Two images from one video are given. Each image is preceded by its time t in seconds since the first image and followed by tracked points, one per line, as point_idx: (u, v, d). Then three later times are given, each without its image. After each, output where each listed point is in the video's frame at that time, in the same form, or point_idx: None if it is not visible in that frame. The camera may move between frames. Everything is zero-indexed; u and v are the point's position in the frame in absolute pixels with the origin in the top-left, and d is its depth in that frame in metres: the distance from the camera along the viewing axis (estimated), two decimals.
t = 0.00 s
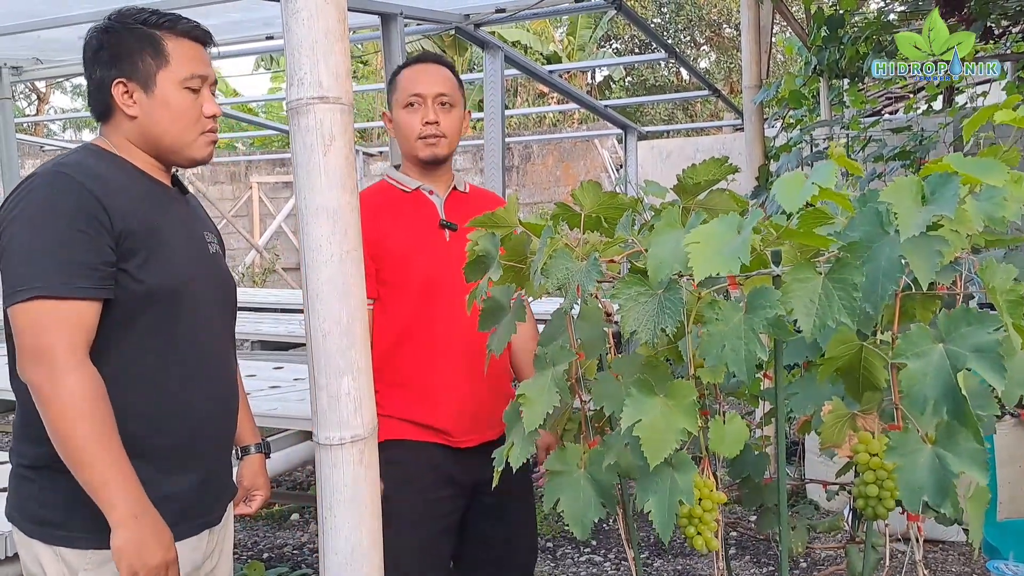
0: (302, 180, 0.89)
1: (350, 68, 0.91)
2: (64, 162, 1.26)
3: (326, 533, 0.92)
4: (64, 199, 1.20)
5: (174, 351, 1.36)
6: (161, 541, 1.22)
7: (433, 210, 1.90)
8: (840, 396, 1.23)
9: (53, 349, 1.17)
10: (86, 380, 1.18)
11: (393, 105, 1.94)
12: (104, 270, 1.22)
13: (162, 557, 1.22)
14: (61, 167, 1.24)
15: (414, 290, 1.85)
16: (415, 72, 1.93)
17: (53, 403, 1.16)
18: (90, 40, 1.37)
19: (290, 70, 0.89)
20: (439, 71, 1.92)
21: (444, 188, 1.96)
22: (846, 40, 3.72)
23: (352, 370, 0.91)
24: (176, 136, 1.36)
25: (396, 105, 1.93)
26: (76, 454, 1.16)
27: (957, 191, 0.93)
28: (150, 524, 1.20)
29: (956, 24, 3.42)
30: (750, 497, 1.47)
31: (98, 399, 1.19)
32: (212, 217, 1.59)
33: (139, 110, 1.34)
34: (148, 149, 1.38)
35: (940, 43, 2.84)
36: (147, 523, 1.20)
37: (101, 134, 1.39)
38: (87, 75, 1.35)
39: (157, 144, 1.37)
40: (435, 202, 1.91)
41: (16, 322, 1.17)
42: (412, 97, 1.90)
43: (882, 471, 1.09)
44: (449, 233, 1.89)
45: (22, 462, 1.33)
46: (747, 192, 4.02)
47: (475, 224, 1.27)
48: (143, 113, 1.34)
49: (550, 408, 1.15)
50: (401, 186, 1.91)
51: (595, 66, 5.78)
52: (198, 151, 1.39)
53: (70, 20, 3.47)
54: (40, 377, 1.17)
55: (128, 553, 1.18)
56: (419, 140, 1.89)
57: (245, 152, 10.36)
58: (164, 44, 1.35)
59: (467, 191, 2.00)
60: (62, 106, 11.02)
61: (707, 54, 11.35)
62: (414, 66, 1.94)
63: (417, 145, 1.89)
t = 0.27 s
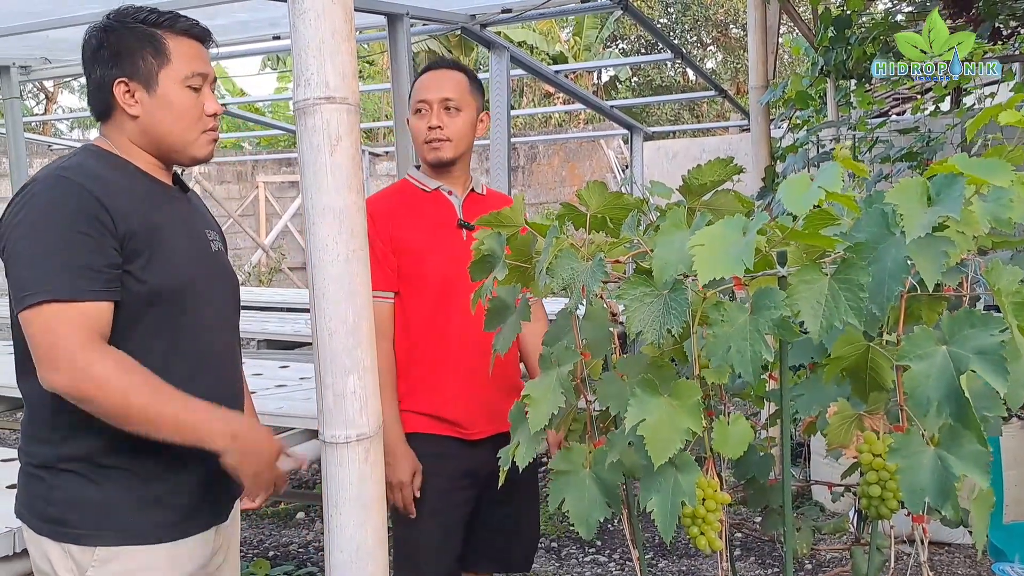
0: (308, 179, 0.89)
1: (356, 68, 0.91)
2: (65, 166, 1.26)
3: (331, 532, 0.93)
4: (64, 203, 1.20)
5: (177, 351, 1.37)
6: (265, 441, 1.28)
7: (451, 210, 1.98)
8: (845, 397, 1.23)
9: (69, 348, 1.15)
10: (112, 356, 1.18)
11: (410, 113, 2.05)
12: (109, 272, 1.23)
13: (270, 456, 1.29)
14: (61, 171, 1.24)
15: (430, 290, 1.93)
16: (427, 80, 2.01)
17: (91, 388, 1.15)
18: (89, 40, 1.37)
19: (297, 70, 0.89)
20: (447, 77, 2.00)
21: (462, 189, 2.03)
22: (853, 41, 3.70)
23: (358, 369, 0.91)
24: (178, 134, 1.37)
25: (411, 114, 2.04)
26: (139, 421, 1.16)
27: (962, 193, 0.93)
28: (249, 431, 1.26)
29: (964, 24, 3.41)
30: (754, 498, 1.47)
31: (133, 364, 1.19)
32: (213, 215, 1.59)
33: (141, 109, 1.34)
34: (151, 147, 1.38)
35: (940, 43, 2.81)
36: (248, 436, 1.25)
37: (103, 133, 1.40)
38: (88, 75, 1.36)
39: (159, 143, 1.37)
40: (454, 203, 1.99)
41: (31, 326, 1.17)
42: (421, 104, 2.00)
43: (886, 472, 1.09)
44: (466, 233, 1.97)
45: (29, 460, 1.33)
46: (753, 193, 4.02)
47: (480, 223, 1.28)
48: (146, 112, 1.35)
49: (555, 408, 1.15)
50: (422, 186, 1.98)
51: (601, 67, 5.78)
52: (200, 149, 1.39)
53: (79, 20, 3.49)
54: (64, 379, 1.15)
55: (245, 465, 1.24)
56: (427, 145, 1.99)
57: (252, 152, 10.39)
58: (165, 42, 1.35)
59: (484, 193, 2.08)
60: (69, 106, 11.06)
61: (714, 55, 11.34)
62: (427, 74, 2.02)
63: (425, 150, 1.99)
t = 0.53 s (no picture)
0: (313, 180, 0.90)
1: (361, 69, 0.92)
2: (73, 171, 1.26)
3: (337, 532, 0.93)
4: (82, 209, 1.21)
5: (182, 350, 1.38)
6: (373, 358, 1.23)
7: (458, 209, 1.99)
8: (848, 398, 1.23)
9: (129, 339, 1.16)
10: (177, 335, 1.18)
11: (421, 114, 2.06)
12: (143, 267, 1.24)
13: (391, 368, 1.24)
14: (71, 178, 1.24)
15: (433, 291, 1.94)
16: (438, 82, 2.02)
17: (170, 366, 1.16)
18: (102, 38, 1.33)
19: (302, 71, 0.90)
20: (459, 80, 2.01)
21: (471, 188, 2.04)
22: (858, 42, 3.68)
23: (362, 369, 0.92)
24: (198, 137, 1.39)
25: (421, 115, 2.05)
26: (234, 375, 1.18)
27: (965, 194, 0.93)
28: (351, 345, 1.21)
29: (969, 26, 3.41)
30: (758, 498, 1.47)
31: (198, 335, 1.20)
32: (215, 216, 1.60)
33: (167, 112, 1.34)
34: (167, 149, 1.39)
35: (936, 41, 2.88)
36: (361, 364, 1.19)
37: (113, 132, 1.36)
38: (104, 74, 1.32)
39: (178, 146, 1.38)
40: (462, 203, 2.00)
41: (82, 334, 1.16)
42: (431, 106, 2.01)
43: (890, 474, 1.09)
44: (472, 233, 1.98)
45: (35, 460, 1.34)
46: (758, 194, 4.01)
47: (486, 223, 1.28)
48: (172, 115, 1.35)
49: (558, 409, 1.15)
50: (432, 185, 2.00)
51: (606, 68, 5.78)
52: (214, 150, 1.43)
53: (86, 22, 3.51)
54: (143, 370, 1.15)
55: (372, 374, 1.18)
56: (435, 147, 2.00)
57: (258, 152, 10.41)
58: (187, 45, 1.37)
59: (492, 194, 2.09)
60: (76, 106, 11.10)
61: (719, 56, 11.33)
62: (438, 76, 2.03)
63: (434, 151, 2.00)
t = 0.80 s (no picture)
0: (316, 181, 0.90)
1: (364, 69, 0.92)
2: (92, 171, 1.26)
3: (340, 531, 0.93)
4: (103, 208, 1.21)
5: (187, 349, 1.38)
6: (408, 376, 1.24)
7: (460, 208, 2.00)
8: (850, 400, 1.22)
9: (166, 336, 1.15)
10: (215, 333, 1.18)
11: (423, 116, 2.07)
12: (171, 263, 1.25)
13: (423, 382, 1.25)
14: (90, 177, 1.24)
15: (437, 291, 1.94)
16: (439, 84, 2.03)
17: (206, 365, 1.15)
18: (117, 38, 1.31)
19: (306, 72, 0.90)
20: (459, 81, 2.02)
21: (473, 189, 2.05)
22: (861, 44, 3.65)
23: (364, 369, 0.92)
24: (214, 136, 1.40)
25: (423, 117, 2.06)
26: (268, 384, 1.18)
27: (968, 197, 0.93)
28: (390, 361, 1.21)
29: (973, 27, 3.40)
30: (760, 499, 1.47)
31: (235, 335, 1.20)
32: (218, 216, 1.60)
33: (187, 112, 1.35)
34: (182, 148, 1.39)
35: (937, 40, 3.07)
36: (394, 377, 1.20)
37: (127, 131, 1.36)
38: (123, 74, 1.31)
39: (194, 145, 1.39)
40: (465, 202, 2.01)
41: (116, 329, 1.16)
42: (433, 107, 2.01)
43: (892, 475, 1.09)
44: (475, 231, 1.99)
45: (42, 459, 1.35)
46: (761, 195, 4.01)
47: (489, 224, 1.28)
48: (191, 115, 1.36)
49: (561, 409, 1.15)
50: (434, 185, 2.00)
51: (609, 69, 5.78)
52: (226, 149, 1.45)
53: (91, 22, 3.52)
54: (176, 366, 1.15)
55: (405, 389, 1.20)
56: (438, 148, 2.00)
57: (261, 153, 10.44)
58: (202, 45, 1.38)
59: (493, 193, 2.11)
60: (80, 106, 11.12)
61: (723, 57, 11.33)
62: (440, 78, 2.04)
63: (437, 152, 2.00)
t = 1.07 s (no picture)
0: (320, 181, 0.90)
1: (368, 70, 0.92)
2: (109, 170, 1.27)
3: (344, 531, 0.93)
4: (122, 206, 1.22)
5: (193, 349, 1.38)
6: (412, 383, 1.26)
7: (464, 209, 2.00)
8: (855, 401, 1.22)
9: (184, 335, 1.16)
10: (231, 333, 1.19)
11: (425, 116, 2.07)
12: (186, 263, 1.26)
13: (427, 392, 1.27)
14: (107, 176, 1.25)
15: (441, 291, 1.94)
16: (441, 84, 2.03)
17: (223, 364, 1.17)
18: (132, 39, 1.31)
19: (310, 73, 0.90)
20: (461, 81, 2.02)
21: (474, 189, 2.05)
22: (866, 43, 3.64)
23: (368, 370, 0.92)
24: (225, 139, 1.41)
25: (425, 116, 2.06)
26: (277, 387, 1.19)
27: (972, 196, 0.93)
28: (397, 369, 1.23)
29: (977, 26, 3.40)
30: (764, 499, 1.46)
31: (250, 337, 1.21)
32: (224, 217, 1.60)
33: (199, 114, 1.36)
34: (193, 150, 1.39)
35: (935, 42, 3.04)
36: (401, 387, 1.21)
37: (138, 132, 1.36)
38: (137, 75, 1.30)
39: (204, 148, 1.40)
40: (468, 202, 2.01)
41: (133, 326, 1.17)
42: (434, 107, 2.02)
43: (895, 476, 1.08)
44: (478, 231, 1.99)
45: (50, 459, 1.35)
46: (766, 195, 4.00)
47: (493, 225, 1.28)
48: (204, 117, 1.36)
49: (564, 409, 1.15)
50: (435, 186, 2.00)
51: (613, 69, 5.78)
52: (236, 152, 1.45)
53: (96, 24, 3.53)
54: (193, 362, 1.16)
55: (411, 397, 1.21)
56: (439, 147, 2.00)
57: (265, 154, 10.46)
58: (216, 49, 1.38)
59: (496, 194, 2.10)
60: (85, 107, 11.15)
61: (726, 57, 11.31)
62: (441, 78, 2.04)
63: (438, 151, 2.01)
